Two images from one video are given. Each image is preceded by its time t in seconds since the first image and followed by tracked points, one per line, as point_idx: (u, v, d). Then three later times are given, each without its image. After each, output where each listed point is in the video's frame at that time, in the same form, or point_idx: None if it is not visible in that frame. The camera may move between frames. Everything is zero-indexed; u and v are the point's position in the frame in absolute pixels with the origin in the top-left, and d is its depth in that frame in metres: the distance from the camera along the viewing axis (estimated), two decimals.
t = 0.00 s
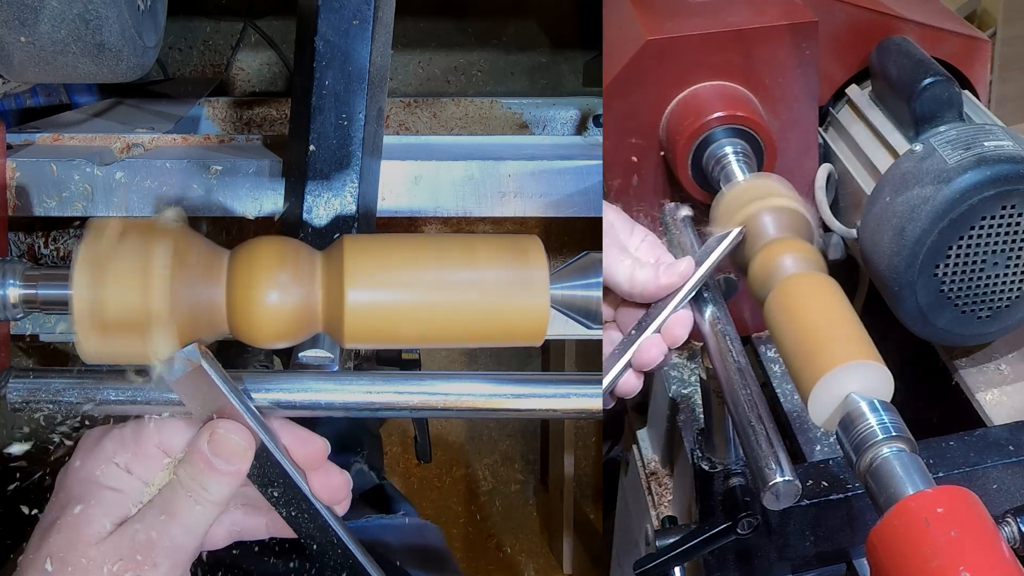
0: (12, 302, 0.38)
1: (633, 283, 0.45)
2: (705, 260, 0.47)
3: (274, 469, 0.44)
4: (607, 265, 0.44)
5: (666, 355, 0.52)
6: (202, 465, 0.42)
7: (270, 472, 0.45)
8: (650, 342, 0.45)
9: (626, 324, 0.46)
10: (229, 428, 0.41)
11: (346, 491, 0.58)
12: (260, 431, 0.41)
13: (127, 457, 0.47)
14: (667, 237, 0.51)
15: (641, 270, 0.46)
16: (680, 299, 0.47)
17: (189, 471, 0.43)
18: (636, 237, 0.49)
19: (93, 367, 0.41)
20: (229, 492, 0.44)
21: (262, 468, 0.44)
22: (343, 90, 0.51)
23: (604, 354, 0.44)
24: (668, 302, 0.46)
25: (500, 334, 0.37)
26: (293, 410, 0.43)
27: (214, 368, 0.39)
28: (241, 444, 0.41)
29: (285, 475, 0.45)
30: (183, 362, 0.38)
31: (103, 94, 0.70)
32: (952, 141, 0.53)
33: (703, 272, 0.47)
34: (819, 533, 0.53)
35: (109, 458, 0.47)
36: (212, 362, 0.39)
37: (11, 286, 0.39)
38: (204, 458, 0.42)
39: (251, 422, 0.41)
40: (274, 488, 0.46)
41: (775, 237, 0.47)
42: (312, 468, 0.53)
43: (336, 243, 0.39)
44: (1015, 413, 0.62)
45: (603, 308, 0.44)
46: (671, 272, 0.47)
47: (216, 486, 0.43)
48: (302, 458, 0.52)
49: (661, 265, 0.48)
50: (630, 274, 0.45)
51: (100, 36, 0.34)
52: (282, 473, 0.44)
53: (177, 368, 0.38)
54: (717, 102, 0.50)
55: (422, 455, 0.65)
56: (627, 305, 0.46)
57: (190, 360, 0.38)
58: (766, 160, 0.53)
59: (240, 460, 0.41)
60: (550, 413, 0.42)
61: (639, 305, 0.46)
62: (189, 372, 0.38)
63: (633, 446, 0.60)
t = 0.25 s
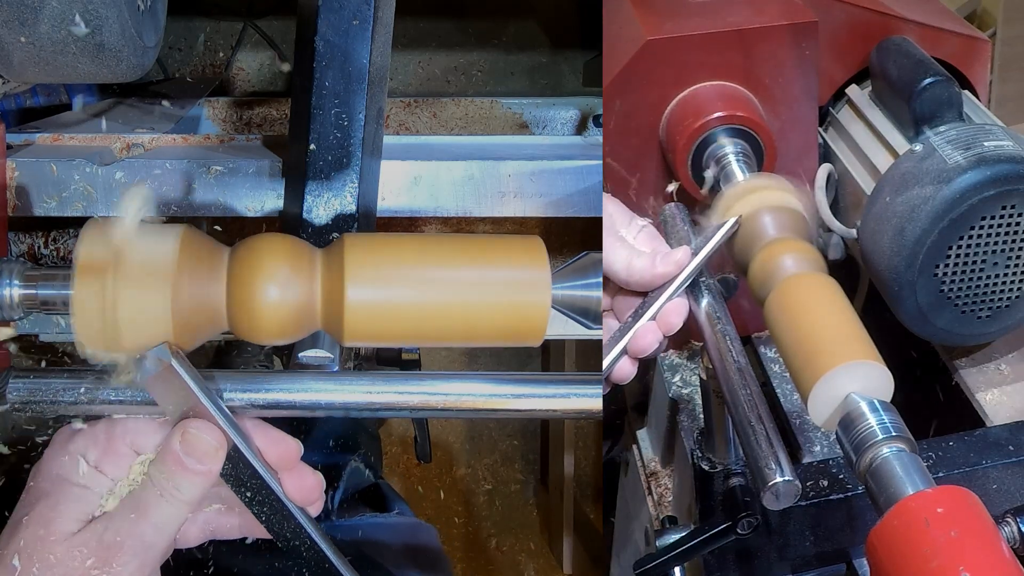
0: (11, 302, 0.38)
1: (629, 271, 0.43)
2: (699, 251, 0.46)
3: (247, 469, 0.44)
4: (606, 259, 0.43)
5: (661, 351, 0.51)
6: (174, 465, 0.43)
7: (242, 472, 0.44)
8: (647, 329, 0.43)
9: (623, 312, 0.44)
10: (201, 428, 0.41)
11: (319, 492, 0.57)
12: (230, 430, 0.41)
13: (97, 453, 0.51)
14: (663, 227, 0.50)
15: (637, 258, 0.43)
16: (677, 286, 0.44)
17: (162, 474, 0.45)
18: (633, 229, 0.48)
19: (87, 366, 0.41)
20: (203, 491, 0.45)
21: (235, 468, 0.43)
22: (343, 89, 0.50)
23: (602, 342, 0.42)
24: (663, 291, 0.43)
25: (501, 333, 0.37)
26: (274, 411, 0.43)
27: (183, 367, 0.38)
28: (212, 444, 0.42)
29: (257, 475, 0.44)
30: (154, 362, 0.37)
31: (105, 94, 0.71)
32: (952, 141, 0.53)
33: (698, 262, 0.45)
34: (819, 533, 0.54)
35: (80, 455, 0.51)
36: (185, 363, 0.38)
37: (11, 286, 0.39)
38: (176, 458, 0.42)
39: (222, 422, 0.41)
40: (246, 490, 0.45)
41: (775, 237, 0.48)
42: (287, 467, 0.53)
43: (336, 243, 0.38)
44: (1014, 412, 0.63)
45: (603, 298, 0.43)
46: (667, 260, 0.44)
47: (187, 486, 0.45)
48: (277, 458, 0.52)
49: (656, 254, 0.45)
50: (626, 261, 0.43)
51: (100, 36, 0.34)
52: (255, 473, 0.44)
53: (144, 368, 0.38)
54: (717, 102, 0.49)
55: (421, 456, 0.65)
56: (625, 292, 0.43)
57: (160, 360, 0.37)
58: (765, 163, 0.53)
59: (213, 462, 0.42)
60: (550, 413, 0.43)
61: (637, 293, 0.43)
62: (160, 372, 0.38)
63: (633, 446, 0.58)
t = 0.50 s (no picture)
0: (11, 302, 0.38)
1: (624, 252, 0.44)
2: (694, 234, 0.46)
3: (200, 467, 0.43)
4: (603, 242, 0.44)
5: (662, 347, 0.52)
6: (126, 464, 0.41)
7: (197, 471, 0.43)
8: (643, 310, 0.43)
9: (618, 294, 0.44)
10: (150, 427, 0.40)
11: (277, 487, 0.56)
12: (184, 431, 0.41)
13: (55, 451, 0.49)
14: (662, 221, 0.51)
15: (631, 240, 0.44)
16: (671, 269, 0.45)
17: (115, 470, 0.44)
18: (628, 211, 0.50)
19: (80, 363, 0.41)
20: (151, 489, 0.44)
21: (189, 467, 0.43)
22: (344, 90, 0.50)
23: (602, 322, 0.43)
24: (658, 272, 0.44)
25: (501, 333, 0.37)
26: (239, 410, 0.42)
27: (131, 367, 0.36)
28: (163, 441, 0.40)
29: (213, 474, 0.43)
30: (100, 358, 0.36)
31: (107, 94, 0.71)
32: (953, 141, 0.53)
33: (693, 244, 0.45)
34: (818, 533, 0.54)
35: (32, 456, 0.49)
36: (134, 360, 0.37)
37: (11, 286, 0.38)
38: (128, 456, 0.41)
39: (176, 422, 0.40)
40: (201, 488, 0.45)
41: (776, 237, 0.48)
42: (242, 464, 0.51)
43: (336, 243, 0.38)
44: (1014, 412, 0.63)
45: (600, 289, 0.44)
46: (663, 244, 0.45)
47: (139, 485, 0.44)
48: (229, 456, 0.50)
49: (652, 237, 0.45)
50: (621, 243, 0.44)
51: (100, 36, 0.34)
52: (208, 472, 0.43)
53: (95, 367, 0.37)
54: (717, 102, 0.49)
55: (420, 456, 0.67)
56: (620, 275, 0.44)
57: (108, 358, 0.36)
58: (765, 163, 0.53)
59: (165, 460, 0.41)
60: (549, 413, 0.42)
61: (632, 275, 0.45)
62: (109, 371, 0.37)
63: (632, 446, 0.54)
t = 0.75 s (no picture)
0: (11, 303, 0.38)
1: (638, 290, 0.45)
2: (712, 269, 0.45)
3: (296, 464, 0.42)
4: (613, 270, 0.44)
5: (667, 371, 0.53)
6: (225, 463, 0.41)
7: (286, 466, 0.42)
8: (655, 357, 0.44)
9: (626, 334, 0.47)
10: (255, 424, 0.40)
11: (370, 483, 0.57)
12: (287, 428, 0.40)
13: (149, 457, 0.51)
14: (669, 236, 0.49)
15: (645, 278, 0.46)
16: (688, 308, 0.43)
17: (209, 469, 0.43)
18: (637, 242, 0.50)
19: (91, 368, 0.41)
20: (250, 489, 0.43)
21: (285, 465, 0.42)
22: (344, 89, 0.50)
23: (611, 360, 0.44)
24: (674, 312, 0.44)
25: (501, 333, 0.37)
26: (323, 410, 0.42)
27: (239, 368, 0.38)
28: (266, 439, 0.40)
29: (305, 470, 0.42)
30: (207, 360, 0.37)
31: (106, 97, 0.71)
32: (952, 141, 0.53)
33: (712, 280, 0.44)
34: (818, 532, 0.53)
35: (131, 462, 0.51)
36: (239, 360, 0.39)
37: (9, 286, 0.38)
38: (228, 455, 0.41)
39: (274, 418, 0.40)
40: (294, 488, 0.43)
41: (776, 237, 0.47)
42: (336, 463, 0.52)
43: (336, 243, 0.38)
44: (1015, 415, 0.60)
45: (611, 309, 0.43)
46: (678, 280, 0.45)
47: (238, 484, 0.43)
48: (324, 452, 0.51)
49: (668, 274, 0.46)
50: (634, 280, 0.46)
51: (100, 36, 0.34)
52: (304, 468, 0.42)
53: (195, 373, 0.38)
54: (716, 102, 0.50)
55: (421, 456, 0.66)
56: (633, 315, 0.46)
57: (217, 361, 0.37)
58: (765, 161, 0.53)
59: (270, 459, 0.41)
60: (549, 413, 0.42)
61: (647, 312, 0.46)
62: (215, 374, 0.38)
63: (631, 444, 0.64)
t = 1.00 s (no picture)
0: (11, 302, 0.38)
1: (635, 278, 0.43)
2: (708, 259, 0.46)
3: (269, 463, 0.42)
4: (607, 260, 0.43)
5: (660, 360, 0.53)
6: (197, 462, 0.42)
7: (262, 466, 0.42)
8: (654, 341, 0.44)
9: (623, 318, 0.45)
10: (226, 423, 0.41)
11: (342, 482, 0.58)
12: (258, 428, 0.41)
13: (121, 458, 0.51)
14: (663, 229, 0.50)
15: (643, 266, 0.44)
16: (682, 300, 0.45)
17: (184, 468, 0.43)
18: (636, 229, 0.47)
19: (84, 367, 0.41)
20: (223, 489, 0.44)
21: (259, 466, 0.42)
22: (343, 88, 0.50)
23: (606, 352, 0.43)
24: (668, 302, 0.44)
25: (501, 334, 0.37)
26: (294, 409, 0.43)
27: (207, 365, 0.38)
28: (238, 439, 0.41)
29: (278, 471, 0.42)
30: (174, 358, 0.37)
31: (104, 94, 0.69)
32: (953, 142, 0.53)
33: (707, 271, 0.46)
34: (818, 532, 0.53)
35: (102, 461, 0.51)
36: (207, 360, 0.39)
37: (10, 286, 0.38)
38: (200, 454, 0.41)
39: (246, 422, 0.40)
40: (270, 490, 0.43)
41: (776, 237, 0.47)
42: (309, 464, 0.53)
43: (336, 243, 0.38)
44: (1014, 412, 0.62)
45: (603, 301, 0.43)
46: (675, 270, 0.45)
47: (211, 483, 0.43)
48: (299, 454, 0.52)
49: (664, 262, 0.46)
50: (632, 270, 0.43)
51: (100, 36, 0.34)
52: (277, 468, 0.42)
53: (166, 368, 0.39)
54: (716, 102, 0.50)
55: (421, 456, 0.66)
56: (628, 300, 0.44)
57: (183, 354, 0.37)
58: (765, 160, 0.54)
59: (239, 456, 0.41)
60: (550, 413, 0.42)
61: (639, 301, 0.44)
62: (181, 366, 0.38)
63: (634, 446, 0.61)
